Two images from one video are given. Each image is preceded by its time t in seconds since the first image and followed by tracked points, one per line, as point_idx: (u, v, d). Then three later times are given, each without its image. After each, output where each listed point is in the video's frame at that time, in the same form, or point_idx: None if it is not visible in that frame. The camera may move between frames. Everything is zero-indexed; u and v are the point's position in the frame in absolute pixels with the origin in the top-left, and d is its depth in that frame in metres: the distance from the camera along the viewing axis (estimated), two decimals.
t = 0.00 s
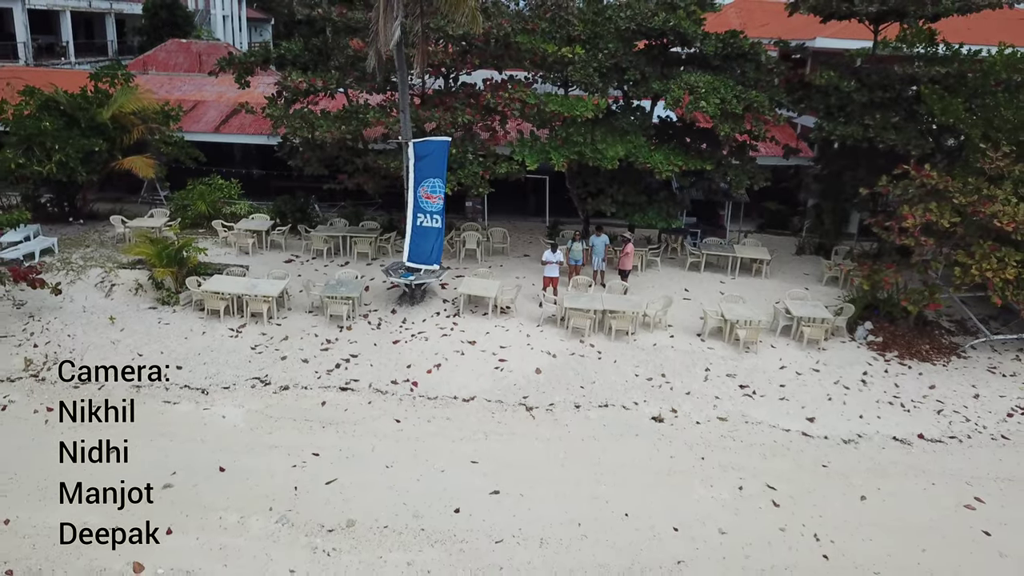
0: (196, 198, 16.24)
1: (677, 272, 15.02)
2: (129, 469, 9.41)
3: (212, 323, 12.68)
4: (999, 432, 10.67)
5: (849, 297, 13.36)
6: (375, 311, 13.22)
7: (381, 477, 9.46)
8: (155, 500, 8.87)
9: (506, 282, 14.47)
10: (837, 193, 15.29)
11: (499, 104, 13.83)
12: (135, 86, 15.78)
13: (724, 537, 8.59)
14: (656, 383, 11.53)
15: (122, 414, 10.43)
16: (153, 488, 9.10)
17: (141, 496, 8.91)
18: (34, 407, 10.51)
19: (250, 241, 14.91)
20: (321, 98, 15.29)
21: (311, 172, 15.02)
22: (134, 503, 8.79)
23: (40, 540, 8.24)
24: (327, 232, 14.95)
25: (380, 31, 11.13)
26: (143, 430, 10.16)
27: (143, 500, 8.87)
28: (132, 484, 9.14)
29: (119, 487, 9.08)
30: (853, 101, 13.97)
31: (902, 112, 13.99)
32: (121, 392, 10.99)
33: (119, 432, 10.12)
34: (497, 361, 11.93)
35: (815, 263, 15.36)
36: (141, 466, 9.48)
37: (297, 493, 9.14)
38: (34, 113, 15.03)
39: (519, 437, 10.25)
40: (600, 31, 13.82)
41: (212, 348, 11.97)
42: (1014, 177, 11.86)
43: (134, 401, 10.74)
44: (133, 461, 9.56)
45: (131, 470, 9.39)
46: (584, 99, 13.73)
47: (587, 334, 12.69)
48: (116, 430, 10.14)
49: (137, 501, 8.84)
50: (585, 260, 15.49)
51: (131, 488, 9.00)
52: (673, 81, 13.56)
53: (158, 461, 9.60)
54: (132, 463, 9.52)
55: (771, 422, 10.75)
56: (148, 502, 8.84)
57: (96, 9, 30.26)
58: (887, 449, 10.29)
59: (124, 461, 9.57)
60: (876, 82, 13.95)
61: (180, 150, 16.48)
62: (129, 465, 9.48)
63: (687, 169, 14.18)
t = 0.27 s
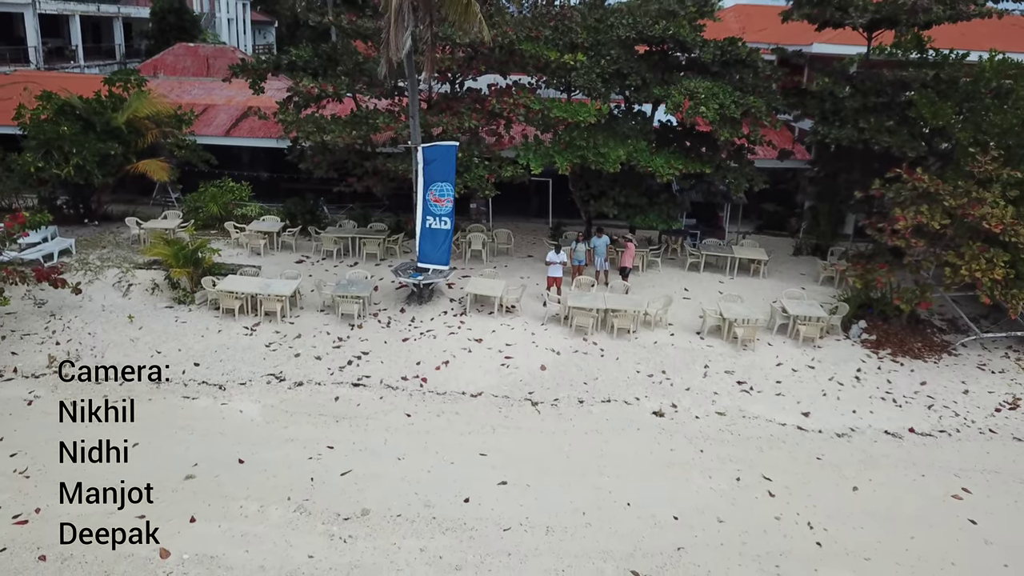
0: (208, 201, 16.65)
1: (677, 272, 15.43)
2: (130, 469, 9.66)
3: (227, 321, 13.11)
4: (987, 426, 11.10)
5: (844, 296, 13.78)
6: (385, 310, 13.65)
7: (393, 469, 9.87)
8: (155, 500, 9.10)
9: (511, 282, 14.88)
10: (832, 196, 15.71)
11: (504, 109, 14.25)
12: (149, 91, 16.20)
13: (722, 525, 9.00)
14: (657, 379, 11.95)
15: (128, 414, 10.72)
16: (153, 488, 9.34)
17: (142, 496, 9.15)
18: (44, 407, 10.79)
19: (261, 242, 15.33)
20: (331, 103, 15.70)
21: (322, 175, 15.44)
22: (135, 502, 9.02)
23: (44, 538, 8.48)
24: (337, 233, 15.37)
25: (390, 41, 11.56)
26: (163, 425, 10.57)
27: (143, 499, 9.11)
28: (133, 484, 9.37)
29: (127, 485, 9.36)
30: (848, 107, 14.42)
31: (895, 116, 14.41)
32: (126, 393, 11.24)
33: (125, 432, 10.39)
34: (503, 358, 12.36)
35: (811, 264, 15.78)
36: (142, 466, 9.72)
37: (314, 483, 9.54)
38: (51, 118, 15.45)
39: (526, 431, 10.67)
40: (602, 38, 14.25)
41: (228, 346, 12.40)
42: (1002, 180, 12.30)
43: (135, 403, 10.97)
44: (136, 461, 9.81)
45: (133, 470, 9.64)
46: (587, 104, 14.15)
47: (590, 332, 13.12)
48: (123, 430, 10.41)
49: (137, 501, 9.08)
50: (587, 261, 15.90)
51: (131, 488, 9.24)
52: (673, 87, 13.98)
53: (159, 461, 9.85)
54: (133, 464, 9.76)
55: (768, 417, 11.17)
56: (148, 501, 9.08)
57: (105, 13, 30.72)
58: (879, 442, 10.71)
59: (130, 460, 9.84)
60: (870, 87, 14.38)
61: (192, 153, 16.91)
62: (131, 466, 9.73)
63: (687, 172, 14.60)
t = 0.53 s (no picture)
0: (219, 206, 17.09)
1: (675, 276, 15.88)
2: (130, 470, 9.99)
3: (240, 324, 13.57)
4: (973, 425, 11.55)
5: (836, 300, 14.22)
6: (392, 313, 14.10)
7: (402, 465, 10.32)
8: (155, 501, 9.42)
9: (513, 286, 15.33)
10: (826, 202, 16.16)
11: (508, 119, 14.70)
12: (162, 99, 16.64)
13: (716, 519, 9.44)
14: (655, 380, 12.40)
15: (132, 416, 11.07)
16: (152, 488, 9.66)
17: (142, 496, 9.47)
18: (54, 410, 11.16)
19: (271, 247, 15.77)
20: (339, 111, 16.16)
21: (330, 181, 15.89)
22: (135, 503, 9.35)
23: (48, 536, 8.82)
24: (345, 238, 15.82)
25: (399, 55, 12.05)
26: (179, 424, 11.01)
27: (143, 500, 9.43)
28: (133, 484, 9.69)
29: (132, 485, 9.70)
30: (841, 116, 14.88)
31: (887, 125, 14.87)
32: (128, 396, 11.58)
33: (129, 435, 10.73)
34: (506, 359, 12.82)
35: (805, 268, 16.23)
36: (142, 467, 10.04)
37: (326, 480, 9.98)
38: (67, 126, 15.91)
39: (529, 430, 11.12)
40: (603, 50, 14.70)
41: (241, 348, 12.85)
42: (989, 188, 12.77)
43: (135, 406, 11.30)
44: (137, 462, 10.14)
45: (134, 471, 9.97)
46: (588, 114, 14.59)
47: (591, 334, 13.57)
48: (127, 433, 10.75)
49: (137, 501, 9.40)
50: (588, 265, 16.34)
51: (131, 488, 9.56)
52: (671, 97, 14.44)
53: (160, 463, 10.17)
54: (133, 465, 10.09)
55: (761, 416, 11.61)
56: (148, 502, 9.39)
57: (113, 19, 31.17)
58: (868, 441, 11.16)
59: (132, 461, 10.18)
60: (863, 97, 14.84)
61: (203, 160, 17.36)
62: (132, 467, 10.05)
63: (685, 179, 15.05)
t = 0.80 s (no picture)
0: (226, 211, 17.49)
1: (671, 280, 16.29)
2: (131, 470, 10.31)
3: (248, 326, 13.98)
4: (957, 424, 11.96)
5: (828, 302, 14.63)
6: (395, 315, 14.51)
7: (407, 462, 10.72)
8: (154, 501, 9.73)
9: (514, 289, 15.74)
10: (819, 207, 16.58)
11: (509, 127, 15.12)
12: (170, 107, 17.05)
13: (708, 514, 9.84)
14: (651, 380, 12.82)
15: (133, 416, 11.42)
16: (152, 489, 9.97)
17: (142, 497, 9.78)
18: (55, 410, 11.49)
19: (277, 251, 16.18)
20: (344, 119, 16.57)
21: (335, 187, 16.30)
22: (135, 503, 9.66)
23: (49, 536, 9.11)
24: (349, 242, 16.23)
25: (403, 66, 12.49)
26: (190, 423, 11.41)
27: (143, 500, 9.74)
28: (133, 485, 10.01)
29: (133, 485, 10.03)
30: (833, 123, 15.31)
31: (877, 133, 15.29)
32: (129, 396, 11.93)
33: (130, 435, 11.07)
34: (507, 360, 13.23)
35: (798, 271, 16.64)
36: (142, 468, 10.36)
37: (334, 476, 10.37)
38: (78, 133, 16.33)
39: (529, 428, 11.53)
40: (601, 59, 15.12)
41: (249, 349, 13.26)
42: (974, 195, 13.21)
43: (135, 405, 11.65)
44: (138, 463, 10.46)
45: (134, 472, 10.28)
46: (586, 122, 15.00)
47: (589, 336, 13.98)
48: (128, 433, 11.09)
49: (137, 501, 9.71)
50: (586, 268, 16.75)
51: (131, 488, 9.87)
52: (667, 105, 14.85)
53: (168, 462, 10.54)
54: (134, 465, 10.42)
55: (753, 415, 12.02)
56: (148, 502, 9.70)
57: (118, 25, 31.60)
58: (856, 439, 11.56)
59: (133, 461, 10.51)
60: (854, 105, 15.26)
61: (210, 165, 17.77)
62: (132, 467, 10.38)
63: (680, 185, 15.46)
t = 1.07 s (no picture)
0: (233, 216, 17.92)
1: (667, 283, 16.74)
2: (130, 470, 10.67)
3: (257, 329, 14.43)
4: (942, 424, 12.41)
5: (819, 306, 15.08)
6: (399, 319, 14.97)
7: (411, 460, 11.16)
8: (154, 501, 10.06)
9: (514, 292, 16.19)
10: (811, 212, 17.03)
11: (509, 135, 15.56)
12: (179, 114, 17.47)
13: (700, 510, 10.28)
14: (646, 381, 13.26)
15: (132, 416, 11.80)
16: (152, 489, 10.31)
17: (141, 497, 10.12)
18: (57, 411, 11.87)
19: (283, 255, 16.64)
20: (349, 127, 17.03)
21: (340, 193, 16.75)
22: (134, 503, 9.98)
23: (51, 536, 9.44)
24: (354, 247, 16.68)
25: (407, 79, 12.89)
26: (201, 423, 11.84)
27: (142, 500, 10.07)
28: (133, 485, 10.35)
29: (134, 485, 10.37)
30: (824, 132, 15.76)
31: (867, 141, 15.75)
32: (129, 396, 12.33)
33: (130, 435, 11.45)
34: (507, 362, 13.68)
35: (791, 275, 17.09)
36: (143, 468, 10.72)
37: (341, 474, 10.80)
38: (89, 141, 16.78)
39: (528, 428, 11.97)
40: (598, 70, 15.57)
41: (258, 352, 13.71)
42: (959, 202, 13.66)
43: (134, 406, 12.03)
44: (139, 463, 10.82)
45: (136, 472, 10.63)
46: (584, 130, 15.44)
47: (587, 339, 14.43)
48: (128, 434, 11.46)
49: (136, 501, 10.04)
50: (584, 273, 17.19)
51: (131, 489, 10.20)
52: (663, 114, 15.30)
53: (179, 460, 10.97)
54: (133, 465, 10.78)
55: (745, 416, 12.46)
56: (147, 502, 10.04)
57: (124, 30, 32.06)
58: (843, 438, 12.00)
59: (133, 461, 10.87)
60: (844, 114, 15.71)
61: (218, 171, 18.21)
62: (132, 467, 10.73)
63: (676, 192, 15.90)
